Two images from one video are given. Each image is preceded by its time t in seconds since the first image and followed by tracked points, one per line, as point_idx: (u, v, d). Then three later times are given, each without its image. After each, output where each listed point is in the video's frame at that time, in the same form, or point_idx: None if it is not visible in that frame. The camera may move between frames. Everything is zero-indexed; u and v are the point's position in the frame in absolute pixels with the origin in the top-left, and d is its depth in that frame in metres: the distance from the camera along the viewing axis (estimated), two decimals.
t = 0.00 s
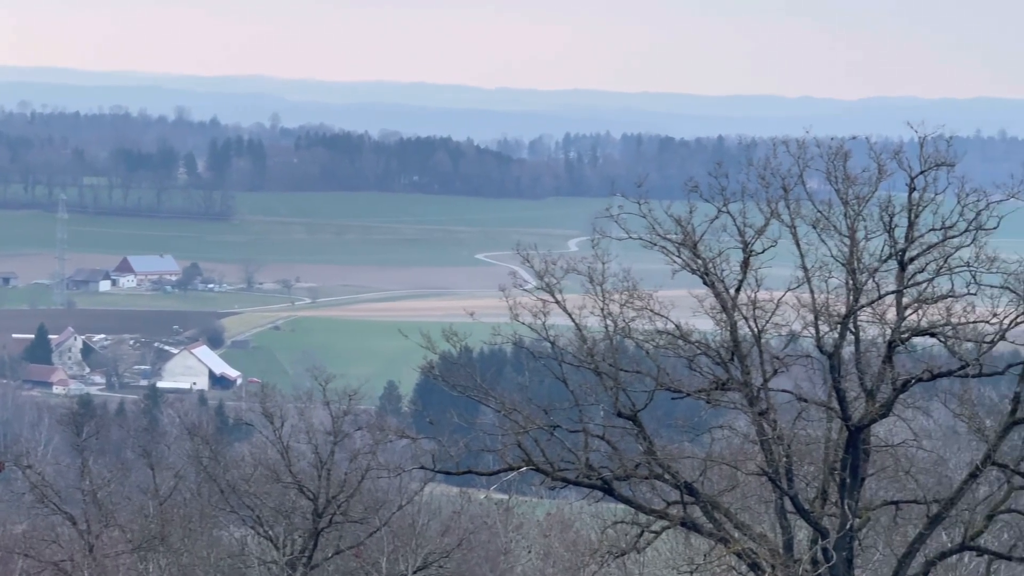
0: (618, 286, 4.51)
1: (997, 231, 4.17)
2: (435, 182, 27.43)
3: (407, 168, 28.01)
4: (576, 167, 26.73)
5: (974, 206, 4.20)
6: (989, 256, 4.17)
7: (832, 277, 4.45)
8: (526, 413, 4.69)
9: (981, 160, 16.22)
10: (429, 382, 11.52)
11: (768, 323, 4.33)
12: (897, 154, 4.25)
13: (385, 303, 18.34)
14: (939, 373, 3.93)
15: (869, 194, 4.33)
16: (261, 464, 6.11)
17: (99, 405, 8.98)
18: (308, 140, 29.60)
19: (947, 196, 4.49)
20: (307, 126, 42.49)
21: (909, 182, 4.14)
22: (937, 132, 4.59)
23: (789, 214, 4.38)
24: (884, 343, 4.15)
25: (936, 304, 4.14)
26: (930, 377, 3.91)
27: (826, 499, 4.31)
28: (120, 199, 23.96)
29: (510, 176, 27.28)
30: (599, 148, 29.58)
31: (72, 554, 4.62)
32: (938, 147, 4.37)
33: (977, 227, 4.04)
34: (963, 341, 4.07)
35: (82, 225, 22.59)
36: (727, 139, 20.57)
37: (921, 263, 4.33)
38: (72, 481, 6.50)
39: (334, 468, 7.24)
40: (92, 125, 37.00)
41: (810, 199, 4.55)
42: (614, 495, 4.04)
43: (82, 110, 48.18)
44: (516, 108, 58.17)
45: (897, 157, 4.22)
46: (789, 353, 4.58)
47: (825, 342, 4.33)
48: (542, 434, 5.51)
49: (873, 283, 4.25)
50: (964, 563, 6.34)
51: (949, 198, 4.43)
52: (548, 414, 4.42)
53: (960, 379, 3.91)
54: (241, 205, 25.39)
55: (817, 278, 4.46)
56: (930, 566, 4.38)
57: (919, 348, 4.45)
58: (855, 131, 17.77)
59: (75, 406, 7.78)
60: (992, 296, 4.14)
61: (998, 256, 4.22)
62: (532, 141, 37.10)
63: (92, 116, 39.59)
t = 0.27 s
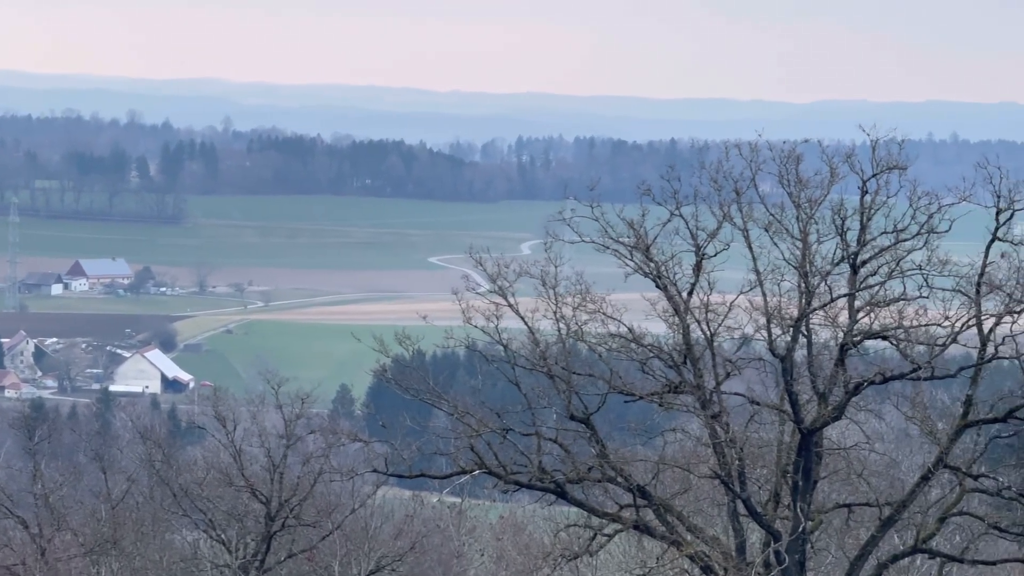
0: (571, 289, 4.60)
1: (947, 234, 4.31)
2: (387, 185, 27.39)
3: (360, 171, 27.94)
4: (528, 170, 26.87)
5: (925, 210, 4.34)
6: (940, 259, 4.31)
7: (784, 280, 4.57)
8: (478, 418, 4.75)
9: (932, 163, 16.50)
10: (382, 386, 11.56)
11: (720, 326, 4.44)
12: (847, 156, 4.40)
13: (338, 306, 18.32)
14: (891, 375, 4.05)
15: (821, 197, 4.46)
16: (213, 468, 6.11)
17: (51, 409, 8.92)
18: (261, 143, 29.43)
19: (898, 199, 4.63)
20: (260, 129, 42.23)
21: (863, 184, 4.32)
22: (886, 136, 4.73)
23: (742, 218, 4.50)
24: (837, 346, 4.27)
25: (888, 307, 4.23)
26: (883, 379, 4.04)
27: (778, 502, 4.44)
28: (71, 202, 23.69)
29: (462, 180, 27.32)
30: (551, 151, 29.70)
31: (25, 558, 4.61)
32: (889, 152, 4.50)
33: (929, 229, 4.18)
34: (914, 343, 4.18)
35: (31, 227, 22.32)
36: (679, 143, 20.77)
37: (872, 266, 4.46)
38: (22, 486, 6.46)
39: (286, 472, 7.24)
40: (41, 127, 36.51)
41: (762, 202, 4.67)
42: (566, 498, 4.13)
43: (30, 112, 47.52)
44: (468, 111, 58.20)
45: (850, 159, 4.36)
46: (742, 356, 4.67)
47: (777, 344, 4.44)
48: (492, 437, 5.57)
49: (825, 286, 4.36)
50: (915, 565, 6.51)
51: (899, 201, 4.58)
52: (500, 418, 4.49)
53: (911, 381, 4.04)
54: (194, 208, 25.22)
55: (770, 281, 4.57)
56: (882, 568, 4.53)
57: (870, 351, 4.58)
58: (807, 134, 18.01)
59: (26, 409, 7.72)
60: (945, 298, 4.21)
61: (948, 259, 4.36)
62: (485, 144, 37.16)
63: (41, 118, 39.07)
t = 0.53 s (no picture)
0: (525, 293, 4.68)
1: (900, 237, 4.44)
2: (341, 189, 27.30)
3: (314, 175, 27.86)
4: (482, 173, 26.96)
5: (878, 212, 4.46)
6: (893, 262, 4.44)
7: (738, 283, 4.68)
8: (432, 421, 4.81)
9: (884, 166, 16.79)
10: (335, 390, 11.58)
11: (673, 329, 4.55)
12: (800, 160, 4.48)
13: (292, 310, 18.29)
14: (845, 379, 4.17)
15: (775, 200, 4.58)
16: (165, 472, 6.10)
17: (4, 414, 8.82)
18: (214, 147, 29.25)
19: (851, 202, 4.75)
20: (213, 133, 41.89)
21: (815, 187, 4.39)
22: (839, 139, 4.84)
23: (694, 221, 4.62)
24: (791, 349, 4.39)
25: (840, 310, 4.37)
26: (836, 383, 4.18)
27: (731, 505, 4.57)
28: (23, 205, 23.38)
29: (417, 183, 27.30)
30: (505, 154, 29.82)
31: None
32: (842, 156, 4.62)
33: (882, 233, 4.31)
34: (867, 346, 4.31)
35: None
36: (633, 146, 20.94)
37: (824, 269, 4.59)
38: None
39: (239, 474, 7.23)
40: None
41: (716, 206, 4.78)
42: (520, 500, 4.22)
43: None
44: (422, 115, 58.22)
45: (802, 164, 4.45)
46: (695, 359, 4.78)
47: (730, 347, 4.56)
48: (445, 440, 5.62)
49: (778, 289, 4.48)
50: (868, 568, 6.67)
51: (852, 204, 4.71)
52: (454, 421, 4.56)
53: (863, 384, 4.16)
54: (148, 212, 25.01)
55: (724, 284, 4.67)
56: (835, 571, 4.68)
57: (825, 355, 4.70)
58: (759, 137, 18.25)
59: None
60: (898, 301, 4.36)
61: (901, 263, 4.49)
62: (440, 147, 37.16)
63: None
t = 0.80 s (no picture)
0: (474, 296, 4.77)
1: (849, 242, 4.59)
2: (291, 193, 27.21)
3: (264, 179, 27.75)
4: (433, 178, 27.01)
5: (829, 217, 4.61)
6: (842, 266, 4.58)
7: (688, 287, 4.78)
8: (382, 425, 4.88)
9: (835, 171, 17.10)
10: (285, 394, 11.59)
11: (623, 333, 4.66)
12: (752, 164, 4.60)
13: (241, 315, 18.22)
14: (795, 384, 4.31)
15: (725, 205, 4.71)
16: (115, 477, 6.09)
17: None
18: (164, 150, 29.00)
19: (801, 207, 4.88)
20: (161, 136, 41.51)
21: (765, 192, 4.51)
22: (790, 143, 4.96)
23: (645, 225, 4.73)
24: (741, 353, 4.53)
25: (790, 314, 4.51)
26: (787, 387, 4.30)
27: (681, 509, 4.69)
28: None
29: (367, 187, 27.29)
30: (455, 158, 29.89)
31: None
32: (792, 160, 4.75)
33: (831, 237, 4.45)
34: (816, 350, 4.45)
35: None
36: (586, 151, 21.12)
37: (775, 274, 4.72)
38: None
39: (189, 478, 7.23)
40: None
41: (666, 210, 4.89)
42: (471, 505, 4.31)
43: None
44: (373, 119, 58.12)
45: (754, 169, 4.56)
46: (647, 362, 4.88)
47: (681, 351, 4.67)
48: (395, 445, 5.67)
49: (728, 293, 4.60)
50: (815, 569, 6.83)
51: (803, 208, 4.84)
52: (403, 427, 4.63)
53: (813, 388, 4.30)
54: (96, 215, 24.74)
55: (674, 289, 4.78)
56: (786, 573, 4.81)
57: (775, 358, 4.84)
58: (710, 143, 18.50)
59: None
60: (848, 306, 4.52)
61: (851, 267, 4.64)
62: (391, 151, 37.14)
63: None
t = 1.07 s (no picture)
0: (423, 299, 4.92)
1: (797, 245, 4.74)
2: (240, 196, 27.02)
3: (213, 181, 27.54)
4: (383, 181, 26.98)
5: (777, 220, 4.76)
6: (791, 270, 4.73)
7: (637, 291, 4.88)
8: (332, 428, 4.96)
9: (784, 173, 17.32)
10: (233, 397, 11.58)
11: (573, 337, 4.77)
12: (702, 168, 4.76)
13: (189, 319, 18.10)
14: (744, 386, 4.45)
15: (674, 209, 4.85)
16: (62, 480, 6.06)
17: None
18: (114, 153, 28.74)
19: (751, 210, 5.02)
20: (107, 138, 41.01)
21: (716, 195, 4.70)
22: (740, 147, 5.09)
23: (594, 229, 4.87)
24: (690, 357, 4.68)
25: (740, 318, 4.67)
26: (736, 390, 4.45)
27: (630, 512, 4.81)
28: None
29: (316, 191, 27.20)
30: (405, 162, 29.83)
31: None
32: (741, 163, 4.89)
33: (780, 241, 4.61)
34: (765, 353, 4.60)
35: None
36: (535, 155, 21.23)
37: (724, 277, 4.87)
38: None
39: (137, 481, 7.22)
40: None
41: (616, 213, 5.00)
42: (420, 508, 4.43)
43: None
44: (324, 122, 57.81)
45: (706, 172, 4.76)
46: (596, 365, 5.00)
47: (630, 355, 4.79)
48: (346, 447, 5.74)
49: (678, 296, 4.75)
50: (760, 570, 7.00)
51: (752, 212, 4.98)
52: (353, 430, 4.73)
53: (762, 391, 4.45)
54: (41, 218, 24.43)
55: (623, 292, 4.90)
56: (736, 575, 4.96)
57: (724, 362, 4.99)
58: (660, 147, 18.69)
59: None
60: (797, 310, 4.65)
61: (801, 271, 4.79)
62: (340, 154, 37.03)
63: None
